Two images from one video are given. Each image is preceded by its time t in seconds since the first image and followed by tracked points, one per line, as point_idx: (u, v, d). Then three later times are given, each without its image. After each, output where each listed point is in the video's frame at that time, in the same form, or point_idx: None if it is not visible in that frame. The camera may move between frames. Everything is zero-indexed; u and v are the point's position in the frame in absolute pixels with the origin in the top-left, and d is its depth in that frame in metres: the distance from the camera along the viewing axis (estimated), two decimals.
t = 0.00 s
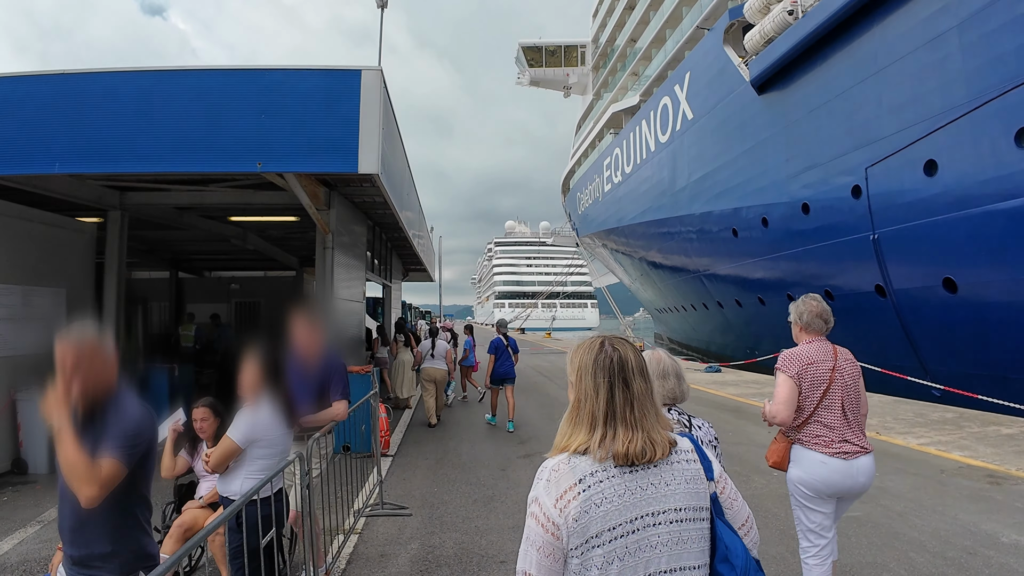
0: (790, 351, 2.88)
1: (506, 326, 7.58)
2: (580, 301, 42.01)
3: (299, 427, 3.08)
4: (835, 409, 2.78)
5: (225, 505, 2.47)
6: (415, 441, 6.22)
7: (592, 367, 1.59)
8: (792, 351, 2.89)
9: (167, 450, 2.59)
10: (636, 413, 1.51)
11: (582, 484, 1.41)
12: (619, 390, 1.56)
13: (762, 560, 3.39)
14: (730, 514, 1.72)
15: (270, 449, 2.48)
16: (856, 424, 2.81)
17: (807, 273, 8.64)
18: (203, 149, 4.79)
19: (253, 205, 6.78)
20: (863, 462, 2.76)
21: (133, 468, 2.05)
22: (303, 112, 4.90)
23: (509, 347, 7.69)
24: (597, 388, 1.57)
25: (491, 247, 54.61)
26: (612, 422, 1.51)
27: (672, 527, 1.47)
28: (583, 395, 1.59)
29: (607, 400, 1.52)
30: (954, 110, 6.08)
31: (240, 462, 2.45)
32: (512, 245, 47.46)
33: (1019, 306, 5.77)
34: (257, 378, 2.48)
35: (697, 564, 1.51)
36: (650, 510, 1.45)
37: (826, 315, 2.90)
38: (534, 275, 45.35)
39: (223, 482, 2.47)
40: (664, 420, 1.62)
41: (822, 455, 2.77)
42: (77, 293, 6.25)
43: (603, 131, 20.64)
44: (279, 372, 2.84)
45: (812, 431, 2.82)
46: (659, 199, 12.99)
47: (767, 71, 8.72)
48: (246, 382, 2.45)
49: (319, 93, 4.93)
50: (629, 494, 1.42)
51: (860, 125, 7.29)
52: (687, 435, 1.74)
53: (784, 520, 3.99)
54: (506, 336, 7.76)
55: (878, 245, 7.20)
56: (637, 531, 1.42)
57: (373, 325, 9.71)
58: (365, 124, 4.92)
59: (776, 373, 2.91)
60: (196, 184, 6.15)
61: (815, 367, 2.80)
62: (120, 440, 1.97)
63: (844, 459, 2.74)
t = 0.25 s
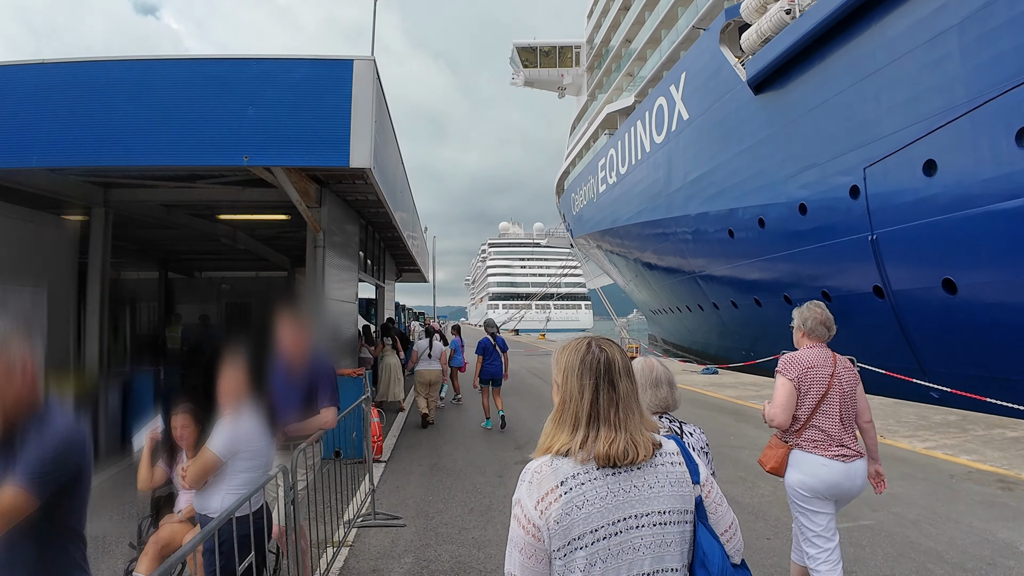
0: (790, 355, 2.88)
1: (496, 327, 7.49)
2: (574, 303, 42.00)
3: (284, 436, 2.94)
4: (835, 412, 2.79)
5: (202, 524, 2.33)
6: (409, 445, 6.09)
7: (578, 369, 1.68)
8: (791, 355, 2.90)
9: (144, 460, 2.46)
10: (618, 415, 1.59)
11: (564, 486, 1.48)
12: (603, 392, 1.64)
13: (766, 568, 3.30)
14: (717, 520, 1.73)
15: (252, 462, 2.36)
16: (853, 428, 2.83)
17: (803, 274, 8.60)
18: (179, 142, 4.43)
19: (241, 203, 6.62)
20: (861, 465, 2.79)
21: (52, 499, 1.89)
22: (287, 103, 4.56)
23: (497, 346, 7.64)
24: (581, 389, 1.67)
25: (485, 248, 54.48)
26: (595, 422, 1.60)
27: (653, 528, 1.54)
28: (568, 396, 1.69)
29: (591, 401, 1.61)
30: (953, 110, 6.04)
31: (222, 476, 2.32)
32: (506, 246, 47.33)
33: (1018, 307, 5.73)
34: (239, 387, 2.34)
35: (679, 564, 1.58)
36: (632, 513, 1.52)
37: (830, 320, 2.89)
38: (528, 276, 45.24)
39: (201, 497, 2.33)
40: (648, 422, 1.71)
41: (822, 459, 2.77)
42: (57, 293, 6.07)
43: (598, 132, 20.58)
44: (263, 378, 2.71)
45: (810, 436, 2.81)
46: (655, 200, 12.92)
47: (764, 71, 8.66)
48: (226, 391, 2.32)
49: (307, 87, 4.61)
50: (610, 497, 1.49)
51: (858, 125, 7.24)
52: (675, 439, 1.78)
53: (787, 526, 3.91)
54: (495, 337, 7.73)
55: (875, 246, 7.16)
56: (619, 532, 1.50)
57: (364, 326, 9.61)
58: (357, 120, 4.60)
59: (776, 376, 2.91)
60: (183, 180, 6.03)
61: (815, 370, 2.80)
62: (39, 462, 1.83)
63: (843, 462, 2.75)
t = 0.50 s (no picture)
0: (790, 350, 2.80)
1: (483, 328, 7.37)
2: (563, 304, 41.96)
3: (260, 451, 2.75)
4: (832, 412, 2.70)
5: (164, 553, 2.15)
6: (396, 451, 5.91)
7: (566, 368, 1.57)
8: (791, 350, 2.82)
9: (109, 475, 2.31)
10: (606, 416, 1.48)
11: (543, 487, 1.37)
12: (591, 391, 1.53)
13: None
14: (711, 529, 1.58)
15: (221, 484, 2.17)
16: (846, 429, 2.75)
17: (796, 276, 8.55)
18: (153, 135, 4.22)
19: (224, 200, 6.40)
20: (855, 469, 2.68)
21: None
22: (266, 92, 4.34)
23: (481, 349, 7.53)
24: (569, 388, 1.55)
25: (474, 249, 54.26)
26: (580, 423, 1.49)
27: (640, 537, 1.40)
28: (555, 396, 1.58)
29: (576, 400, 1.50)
30: (949, 110, 5.98)
31: (188, 501, 2.13)
32: (495, 247, 47.16)
33: (1012, 309, 5.70)
34: (205, 401, 2.16)
35: None
36: (616, 519, 1.38)
37: (833, 320, 2.81)
38: (518, 277, 45.11)
39: (161, 523, 2.15)
40: (641, 424, 1.58)
41: (817, 462, 2.64)
42: (30, 292, 5.81)
43: (589, 133, 20.50)
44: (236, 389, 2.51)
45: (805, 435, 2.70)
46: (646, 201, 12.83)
47: (757, 71, 8.60)
48: (190, 407, 2.12)
49: (290, 76, 4.39)
50: (593, 501, 1.37)
51: (852, 126, 7.19)
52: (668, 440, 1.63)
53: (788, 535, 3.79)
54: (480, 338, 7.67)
55: (869, 247, 7.11)
56: (601, 539, 1.36)
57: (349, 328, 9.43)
58: (342, 111, 4.38)
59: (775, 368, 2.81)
60: (162, 176, 5.83)
61: (815, 366, 2.72)
62: None
63: (838, 465, 2.64)
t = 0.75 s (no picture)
0: (773, 349, 2.72)
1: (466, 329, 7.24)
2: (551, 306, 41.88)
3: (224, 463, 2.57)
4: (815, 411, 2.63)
5: None
6: (380, 456, 5.72)
7: (549, 374, 1.51)
8: (774, 350, 2.74)
9: (60, 488, 2.14)
10: (590, 424, 1.41)
11: (523, 496, 1.31)
12: (574, 399, 1.47)
13: None
14: (698, 542, 1.44)
15: (173, 501, 2.00)
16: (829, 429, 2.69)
17: (785, 277, 8.50)
18: (121, 124, 4.01)
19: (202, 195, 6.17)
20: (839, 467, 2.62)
21: None
22: (243, 79, 4.15)
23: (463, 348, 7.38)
24: (552, 395, 1.49)
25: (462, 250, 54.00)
26: (564, 431, 1.42)
27: (619, 549, 1.32)
28: (539, 403, 1.52)
29: (559, 408, 1.44)
30: (940, 109, 5.96)
31: (137, 520, 1.96)
32: (483, 248, 46.96)
33: (1005, 309, 5.67)
34: (155, 408, 1.99)
35: None
36: (595, 530, 1.31)
37: (812, 319, 2.75)
38: (505, 278, 44.97)
39: (107, 544, 1.97)
40: (625, 432, 1.52)
41: (796, 460, 2.59)
42: None
43: (577, 133, 20.43)
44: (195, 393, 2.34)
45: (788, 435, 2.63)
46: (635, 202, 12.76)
47: (747, 71, 8.57)
48: (138, 413, 1.96)
49: (269, 62, 4.21)
50: (572, 511, 1.31)
51: (843, 126, 7.15)
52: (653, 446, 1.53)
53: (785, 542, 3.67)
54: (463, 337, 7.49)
55: (860, 248, 7.07)
56: (579, 551, 1.30)
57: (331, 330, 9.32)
58: (322, 98, 4.20)
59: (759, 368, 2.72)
60: (137, 169, 5.60)
61: (799, 366, 2.65)
62: None
63: (819, 464, 2.58)
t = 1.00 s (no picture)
0: (736, 358, 2.77)
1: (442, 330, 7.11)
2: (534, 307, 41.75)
3: (177, 485, 2.37)
4: (781, 416, 2.68)
5: None
6: (359, 464, 5.50)
7: (541, 377, 1.42)
8: (737, 359, 2.79)
9: None
10: (583, 426, 1.34)
11: (511, 500, 1.23)
12: (569, 402, 1.39)
13: None
14: (683, 542, 1.43)
15: (102, 542, 1.80)
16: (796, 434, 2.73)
17: (770, 279, 8.47)
18: (79, 111, 3.73)
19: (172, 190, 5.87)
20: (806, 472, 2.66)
21: None
22: (212, 64, 3.91)
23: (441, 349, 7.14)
24: (545, 398, 1.40)
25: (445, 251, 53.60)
26: (557, 434, 1.34)
27: (610, 555, 1.25)
28: (529, 407, 1.42)
29: (555, 412, 1.36)
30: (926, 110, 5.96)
31: (63, 561, 1.76)
32: (466, 249, 46.65)
33: (990, 311, 5.67)
34: (82, 433, 1.80)
35: None
36: (586, 534, 1.24)
37: (776, 325, 2.77)
38: (488, 279, 44.72)
39: None
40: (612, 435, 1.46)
41: (761, 464, 2.65)
42: None
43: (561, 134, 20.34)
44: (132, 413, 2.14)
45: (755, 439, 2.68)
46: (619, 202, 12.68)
47: (732, 72, 8.53)
48: (62, 439, 1.77)
49: (239, 47, 3.98)
50: (563, 516, 1.23)
51: (829, 127, 7.12)
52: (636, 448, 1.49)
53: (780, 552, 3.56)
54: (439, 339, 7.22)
55: (846, 249, 7.05)
56: (570, 557, 1.22)
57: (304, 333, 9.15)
58: (296, 85, 3.99)
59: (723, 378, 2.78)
60: (102, 164, 5.31)
61: (762, 373, 2.70)
62: None
63: (783, 468, 2.63)
